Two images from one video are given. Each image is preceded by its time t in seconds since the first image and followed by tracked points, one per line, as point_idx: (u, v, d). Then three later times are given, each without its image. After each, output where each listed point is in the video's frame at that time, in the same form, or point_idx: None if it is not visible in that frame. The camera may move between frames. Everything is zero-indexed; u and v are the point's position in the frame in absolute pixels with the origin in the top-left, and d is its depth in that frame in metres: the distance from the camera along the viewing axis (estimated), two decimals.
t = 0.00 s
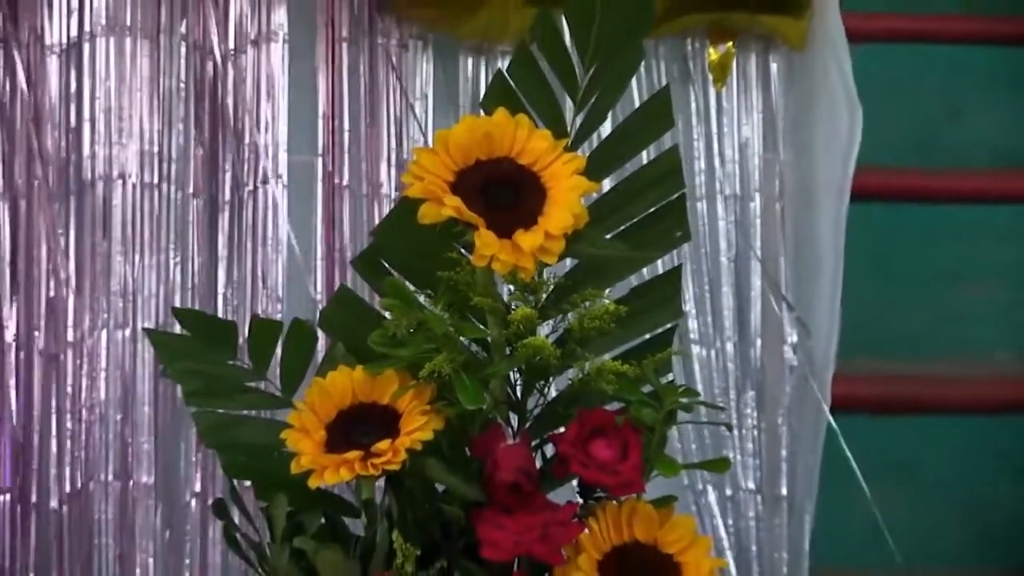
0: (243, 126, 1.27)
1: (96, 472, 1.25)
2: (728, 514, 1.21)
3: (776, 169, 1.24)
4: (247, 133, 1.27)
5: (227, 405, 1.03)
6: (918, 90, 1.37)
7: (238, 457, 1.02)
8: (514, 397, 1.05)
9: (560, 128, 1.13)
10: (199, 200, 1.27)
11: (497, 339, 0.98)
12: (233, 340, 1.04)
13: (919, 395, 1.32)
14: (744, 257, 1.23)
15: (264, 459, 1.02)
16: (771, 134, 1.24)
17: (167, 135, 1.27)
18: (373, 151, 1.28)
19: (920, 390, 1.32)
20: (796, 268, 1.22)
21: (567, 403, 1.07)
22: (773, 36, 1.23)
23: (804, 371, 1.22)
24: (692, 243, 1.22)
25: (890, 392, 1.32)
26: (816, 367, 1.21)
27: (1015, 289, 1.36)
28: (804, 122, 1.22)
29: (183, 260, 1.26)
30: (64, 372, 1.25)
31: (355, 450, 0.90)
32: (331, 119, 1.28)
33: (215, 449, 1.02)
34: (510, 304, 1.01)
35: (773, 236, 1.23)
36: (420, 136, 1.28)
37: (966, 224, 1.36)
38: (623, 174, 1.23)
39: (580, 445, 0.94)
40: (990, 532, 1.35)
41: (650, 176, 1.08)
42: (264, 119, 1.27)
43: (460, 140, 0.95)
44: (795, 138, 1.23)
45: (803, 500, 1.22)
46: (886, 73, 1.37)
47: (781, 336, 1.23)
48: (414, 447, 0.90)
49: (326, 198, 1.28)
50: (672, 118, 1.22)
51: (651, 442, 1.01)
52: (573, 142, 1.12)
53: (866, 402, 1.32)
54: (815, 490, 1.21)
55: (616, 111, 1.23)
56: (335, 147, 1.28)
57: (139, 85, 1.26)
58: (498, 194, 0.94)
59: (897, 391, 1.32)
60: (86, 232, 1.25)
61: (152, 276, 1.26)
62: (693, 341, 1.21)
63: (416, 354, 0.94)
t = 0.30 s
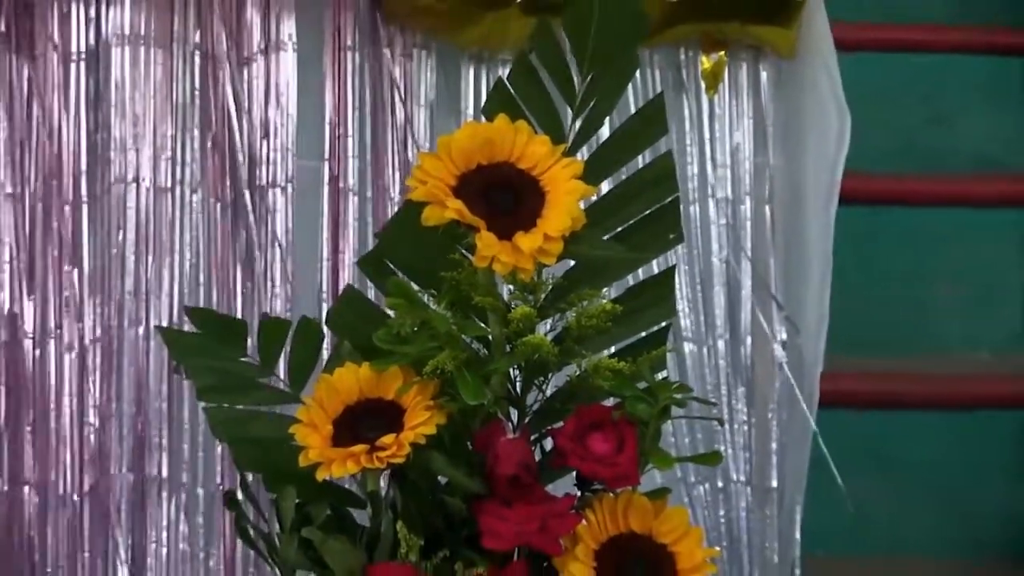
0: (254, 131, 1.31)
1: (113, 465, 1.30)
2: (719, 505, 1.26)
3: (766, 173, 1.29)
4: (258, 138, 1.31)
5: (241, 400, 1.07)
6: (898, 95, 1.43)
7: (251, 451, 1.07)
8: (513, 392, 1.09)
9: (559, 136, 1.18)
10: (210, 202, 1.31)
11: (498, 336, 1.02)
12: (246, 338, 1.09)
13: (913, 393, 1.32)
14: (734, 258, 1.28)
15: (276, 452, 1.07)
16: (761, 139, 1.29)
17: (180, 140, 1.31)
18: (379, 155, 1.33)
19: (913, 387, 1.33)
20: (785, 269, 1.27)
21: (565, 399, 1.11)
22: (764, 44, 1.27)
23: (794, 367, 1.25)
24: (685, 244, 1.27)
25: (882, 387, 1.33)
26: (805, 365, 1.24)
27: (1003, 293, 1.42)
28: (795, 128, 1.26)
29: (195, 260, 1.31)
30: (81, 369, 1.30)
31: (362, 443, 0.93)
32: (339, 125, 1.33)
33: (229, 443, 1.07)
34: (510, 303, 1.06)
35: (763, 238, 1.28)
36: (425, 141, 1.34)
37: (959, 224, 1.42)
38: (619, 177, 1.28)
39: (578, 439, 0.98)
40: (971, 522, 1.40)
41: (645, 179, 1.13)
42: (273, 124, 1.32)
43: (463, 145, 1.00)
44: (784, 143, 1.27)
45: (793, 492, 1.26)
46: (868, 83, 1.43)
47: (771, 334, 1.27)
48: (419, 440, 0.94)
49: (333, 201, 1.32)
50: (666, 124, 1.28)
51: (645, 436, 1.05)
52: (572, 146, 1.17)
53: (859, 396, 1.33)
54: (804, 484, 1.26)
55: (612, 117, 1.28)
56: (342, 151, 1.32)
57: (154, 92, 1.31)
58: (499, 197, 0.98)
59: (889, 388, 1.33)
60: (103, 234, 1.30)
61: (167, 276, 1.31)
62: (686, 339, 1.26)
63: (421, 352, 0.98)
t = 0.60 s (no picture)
0: (260, 135, 1.36)
1: (124, 459, 1.33)
2: (712, 498, 1.30)
3: (758, 175, 1.32)
4: (265, 142, 1.36)
5: (248, 397, 1.07)
6: (887, 98, 1.47)
7: (258, 448, 1.06)
8: (513, 388, 1.12)
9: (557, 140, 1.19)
10: (218, 204, 1.35)
11: (499, 335, 1.05)
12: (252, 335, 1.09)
13: (898, 387, 1.41)
14: (727, 258, 1.32)
15: (283, 448, 1.07)
16: (753, 142, 1.33)
17: (189, 143, 1.35)
18: (381, 157, 1.37)
19: (899, 382, 1.41)
20: (777, 269, 1.31)
21: (564, 394, 1.14)
22: (757, 51, 1.31)
23: (784, 364, 1.30)
24: (680, 245, 1.31)
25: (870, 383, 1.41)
26: (795, 360, 1.29)
27: (1002, 293, 1.47)
28: (786, 134, 1.30)
29: (204, 260, 1.35)
30: (92, 367, 1.33)
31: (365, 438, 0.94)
32: (343, 129, 1.37)
33: (236, 440, 1.07)
34: (510, 301, 1.10)
35: (756, 239, 1.32)
36: (426, 145, 1.37)
37: (952, 225, 1.47)
38: (615, 180, 1.31)
39: (575, 433, 0.97)
40: (954, 515, 1.45)
41: (640, 180, 1.16)
42: (279, 129, 1.36)
43: (463, 148, 1.00)
44: (775, 147, 1.31)
45: (784, 485, 1.31)
46: (858, 86, 1.47)
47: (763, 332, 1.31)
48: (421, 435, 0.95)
49: (336, 203, 1.36)
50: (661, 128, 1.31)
51: (641, 430, 1.08)
52: (570, 150, 1.18)
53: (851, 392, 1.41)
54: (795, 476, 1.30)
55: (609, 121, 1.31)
56: (345, 154, 1.37)
57: (163, 97, 1.35)
58: (498, 199, 0.98)
59: (877, 384, 1.41)
60: (114, 235, 1.34)
61: (176, 276, 1.35)
62: (681, 336, 1.30)
63: (423, 349, 1.00)
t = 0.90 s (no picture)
0: (270, 140, 1.41)
1: (136, 452, 1.38)
2: (706, 489, 1.35)
3: (749, 178, 1.37)
4: (273, 146, 1.41)
5: (255, 390, 1.11)
6: (875, 103, 1.52)
7: (266, 439, 1.11)
8: (514, 383, 1.16)
9: (556, 143, 1.21)
10: (229, 206, 1.41)
11: (499, 333, 1.08)
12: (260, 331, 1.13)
13: (889, 382, 1.46)
14: (719, 258, 1.37)
15: (290, 440, 1.11)
16: (745, 146, 1.37)
17: (200, 147, 1.40)
18: (386, 160, 1.42)
19: (889, 377, 1.46)
20: (767, 269, 1.36)
21: (562, 390, 1.18)
22: (749, 59, 1.36)
23: (774, 362, 1.35)
24: (674, 245, 1.36)
25: (861, 377, 1.45)
26: (785, 356, 1.34)
27: (997, 295, 1.53)
28: (775, 139, 1.36)
29: (214, 260, 1.40)
30: (108, 363, 1.38)
31: (371, 431, 0.98)
32: (349, 133, 1.42)
33: (245, 432, 1.11)
34: (509, 300, 1.14)
35: (747, 239, 1.37)
36: (429, 149, 1.43)
37: (945, 227, 1.52)
38: (611, 182, 1.36)
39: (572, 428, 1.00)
40: (938, 506, 1.51)
41: (636, 183, 1.21)
42: (286, 134, 1.41)
43: (465, 151, 1.03)
44: (764, 151, 1.37)
45: (774, 476, 1.36)
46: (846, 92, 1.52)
47: (754, 329, 1.35)
48: (424, 428, 0.99)
49: (341, 205, 1.42)
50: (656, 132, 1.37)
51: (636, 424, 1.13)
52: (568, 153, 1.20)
53: (843, 386, 1.45)
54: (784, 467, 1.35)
55: (605, 126, 1.36)
56: (351, 157, 1.42)
57: (178, 103, 1.41)
58: (499, 201, 1.02)
59: (867, 378, 1.46)
60: (128, 236, 1.39)
61: (189, 275, 1.40)
62: (675, 334, 1.35)
63: (426, 346, 1.04)
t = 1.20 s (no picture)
0: (277, 144, 1.45)
1: (147, 447, 1.42)
2: (699, 484, 1.39)
3: (741, 182, 1.42)
4: (280, 151, 1.45)
5: (262, 387, 1.14)
6: (858, 110, 1.59)
7: (272, 435, 1.14)
8: (513, 381, 1.20)
9: (554, 147, 1.24)
10: (236, 209, 1.45)
11: (499, 331, 1.10)
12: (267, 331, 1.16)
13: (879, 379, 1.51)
14: (713, 259, 1.41)
15: (295, 436, 1.14)
16: (738, 151, 1.42)
17: (209, 151, 1.44)
18: (389, 163, 1.46)
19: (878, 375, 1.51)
20: (759, 270, 1.40)
21: (560, 387, 1.22)
22: (742, 65, 1.40)
23: (766, 360, 1.39)
24: (669, 246, 1.40)
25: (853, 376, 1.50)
26: (776, 354, 1.38)
27: (981, 292, 1.59)
28: (767, 144, 1.40)
29: (222, 261, 1.44)
30: (119, 362, 1.42)
31: (374, 426, 1.03)
32: (354, 137, 1.46)
33: (252, 428, 1.14)
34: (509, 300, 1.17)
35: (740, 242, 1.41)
36: (431, 152, 1.47)
37: (933, 229, 1.58)
38: (608, 186, 1.40)
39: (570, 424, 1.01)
40: (925, 497, 1.56)
41: (633, 186, 1.24)
42: (292, 139, 1.45)
43: (466, 155, 1.05)
44: (757, 155, 1.41)
45: (766, 471, 1.39)
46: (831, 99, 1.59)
47: (746, 328, 1.40)
48: (427, 423, 1.03)
49: (345, 208, 1.46)
50: (652, 137, 1.41)
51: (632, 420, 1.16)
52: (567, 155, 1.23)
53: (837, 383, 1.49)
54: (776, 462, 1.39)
55: (602, 130, 1.40)
56: (355, 161, 1.46)
57: (188, 109, 1.45)
58: (499, 203, 1.03)
59: (859, 377, 1.50)
60: (138, 238, 1.43)
61: (198, 276, 1.44)
62: (670, 332, 1.38)
63: (428, 345, 1.08)
